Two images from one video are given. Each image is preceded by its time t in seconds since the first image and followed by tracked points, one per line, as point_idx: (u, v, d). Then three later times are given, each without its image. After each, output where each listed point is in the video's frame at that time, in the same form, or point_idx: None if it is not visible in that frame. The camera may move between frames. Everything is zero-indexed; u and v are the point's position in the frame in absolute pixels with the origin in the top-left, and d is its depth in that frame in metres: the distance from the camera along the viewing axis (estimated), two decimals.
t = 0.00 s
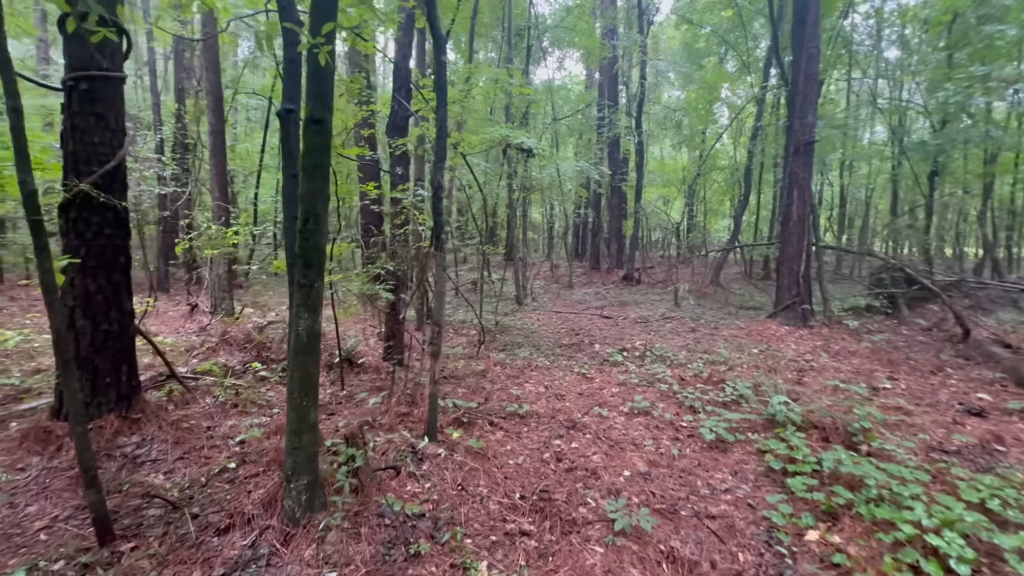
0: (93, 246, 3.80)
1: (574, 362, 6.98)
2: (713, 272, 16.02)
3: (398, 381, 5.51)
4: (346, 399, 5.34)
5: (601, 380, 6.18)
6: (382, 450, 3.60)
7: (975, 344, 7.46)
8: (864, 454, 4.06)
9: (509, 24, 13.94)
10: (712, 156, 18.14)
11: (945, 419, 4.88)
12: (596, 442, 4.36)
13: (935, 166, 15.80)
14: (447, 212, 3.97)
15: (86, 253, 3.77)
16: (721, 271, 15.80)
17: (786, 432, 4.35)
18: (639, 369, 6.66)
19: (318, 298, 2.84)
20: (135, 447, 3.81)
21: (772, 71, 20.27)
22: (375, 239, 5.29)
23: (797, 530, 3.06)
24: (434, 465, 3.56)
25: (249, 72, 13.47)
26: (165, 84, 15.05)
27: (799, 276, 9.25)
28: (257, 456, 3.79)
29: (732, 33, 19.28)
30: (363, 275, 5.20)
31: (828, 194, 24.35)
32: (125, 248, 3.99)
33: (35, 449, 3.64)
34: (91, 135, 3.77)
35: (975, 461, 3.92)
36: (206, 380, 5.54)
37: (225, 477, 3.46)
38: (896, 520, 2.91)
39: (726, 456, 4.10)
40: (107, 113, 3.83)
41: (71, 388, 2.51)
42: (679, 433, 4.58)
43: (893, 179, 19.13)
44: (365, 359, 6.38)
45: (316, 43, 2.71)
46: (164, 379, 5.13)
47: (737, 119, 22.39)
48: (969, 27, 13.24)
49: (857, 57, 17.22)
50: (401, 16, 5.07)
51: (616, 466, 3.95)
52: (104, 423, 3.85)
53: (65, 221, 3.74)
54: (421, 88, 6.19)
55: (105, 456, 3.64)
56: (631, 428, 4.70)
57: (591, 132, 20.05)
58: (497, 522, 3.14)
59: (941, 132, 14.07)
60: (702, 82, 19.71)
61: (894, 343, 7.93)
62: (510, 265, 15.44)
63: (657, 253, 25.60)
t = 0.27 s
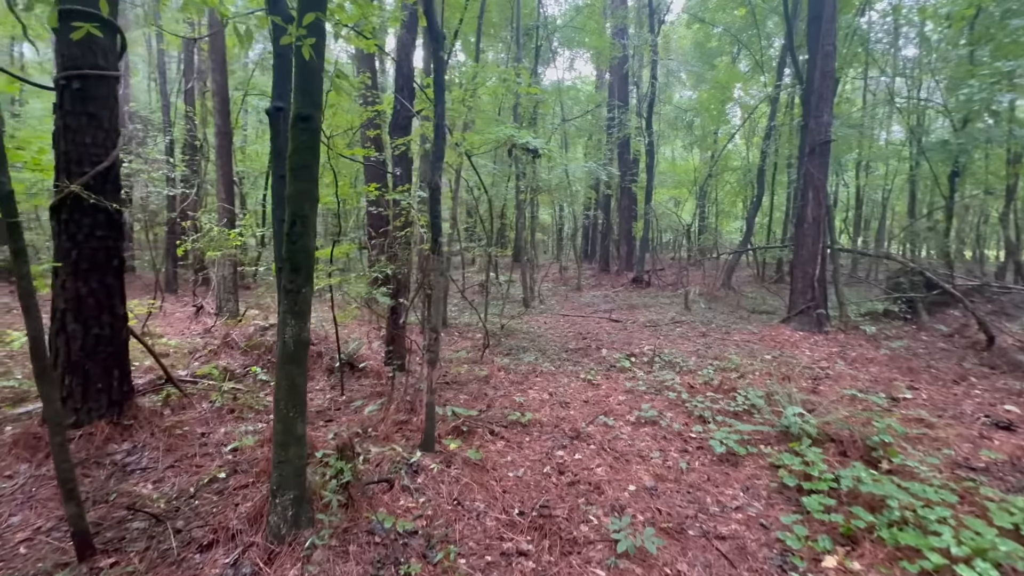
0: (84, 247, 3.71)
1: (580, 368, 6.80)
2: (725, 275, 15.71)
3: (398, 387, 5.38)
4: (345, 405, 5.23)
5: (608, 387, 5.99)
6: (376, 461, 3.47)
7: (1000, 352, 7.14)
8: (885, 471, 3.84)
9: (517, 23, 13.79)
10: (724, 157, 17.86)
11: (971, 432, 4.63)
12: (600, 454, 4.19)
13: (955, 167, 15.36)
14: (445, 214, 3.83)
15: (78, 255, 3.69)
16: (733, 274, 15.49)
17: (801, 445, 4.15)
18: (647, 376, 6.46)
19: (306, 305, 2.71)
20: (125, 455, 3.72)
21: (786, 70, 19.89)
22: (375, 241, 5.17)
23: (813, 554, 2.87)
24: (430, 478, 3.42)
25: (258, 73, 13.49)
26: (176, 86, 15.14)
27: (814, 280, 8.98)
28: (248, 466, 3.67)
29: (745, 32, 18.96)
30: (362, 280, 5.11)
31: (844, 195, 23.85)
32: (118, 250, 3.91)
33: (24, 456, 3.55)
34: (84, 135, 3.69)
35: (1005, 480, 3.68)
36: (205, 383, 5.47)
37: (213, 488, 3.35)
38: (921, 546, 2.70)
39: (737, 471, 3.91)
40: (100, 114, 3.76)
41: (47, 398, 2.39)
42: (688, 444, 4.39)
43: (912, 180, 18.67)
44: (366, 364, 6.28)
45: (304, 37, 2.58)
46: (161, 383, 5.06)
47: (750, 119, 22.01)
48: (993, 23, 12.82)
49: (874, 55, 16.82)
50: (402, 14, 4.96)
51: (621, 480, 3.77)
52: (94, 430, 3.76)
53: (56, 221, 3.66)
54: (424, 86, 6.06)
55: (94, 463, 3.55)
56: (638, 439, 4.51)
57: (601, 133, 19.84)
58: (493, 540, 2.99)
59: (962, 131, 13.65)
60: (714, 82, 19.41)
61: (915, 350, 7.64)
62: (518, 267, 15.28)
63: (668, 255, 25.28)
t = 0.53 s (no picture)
0: (72, 247, 3.63)
1: (582, 372, 6.67)
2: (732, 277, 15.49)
3: (395, 391, 5.28)
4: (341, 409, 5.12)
5: (610, 392, 5.85)
6: (367, 471, 3.35)
7: (1017, 359, 6.93)
8: (898, 484, 3.68)
9: (522, 22, 13.67)
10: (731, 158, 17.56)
11: (988, 443, 4.45)
12: (601, 463, 4.05)
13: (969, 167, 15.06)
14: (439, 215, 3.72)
15: (65, 256, 3.61)
16: (741, 275, 15.28)
17: (810, 456, 3.99)
18: (651, 380, 6.31)
19: (290, 310, 2.60)
20: (112, 460, 3.63)
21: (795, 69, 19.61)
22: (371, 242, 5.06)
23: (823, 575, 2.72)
24: (422, 489, 3.30)
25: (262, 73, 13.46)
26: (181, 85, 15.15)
27: (823, 283, 8.77)
28: (237, 473, 3.57)
29: (753, 31, 18.72)
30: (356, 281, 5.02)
31: (854, 196, 23.52)
32: (107, 250, 3.83)
33: (9, 460, 3.47)
34: (72, 133, 3.61)
35: None
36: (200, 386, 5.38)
37: (199, 497, 3.25)
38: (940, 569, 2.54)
39: (743, 483, 3.76)
40: (89, 112, 3.68)
41: (21, 404, 2.29)
42: (692, 453, 4.25)
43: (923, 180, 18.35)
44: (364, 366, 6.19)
45: (287, 30, 2.47)
46: (155, 386, 4.97)
47: (758, 119, 21.75)
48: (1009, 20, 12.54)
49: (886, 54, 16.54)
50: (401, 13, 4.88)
51: (621, 492, 3.63)
52: (81, 434, 3.67)
53: (43, 221, 3.58)
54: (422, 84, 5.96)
55: (80, 469, 3.46)
56: (640, 448, 4.37)
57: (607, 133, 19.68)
58: (487, 556, 2.86)
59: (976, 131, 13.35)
60: (722, 81, 19.17)
61: (927, 356, 7.43)
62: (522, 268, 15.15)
63: (674, 256, 25.05)
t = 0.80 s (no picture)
0: (58, 245, 3.56)
1: (581, 373, 6.58)
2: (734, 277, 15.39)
3: (390, 392, 5.20)
4: (334, 410, 5.05)
5: (608, 394, 5.77)
6: (356, 476, 3.27)
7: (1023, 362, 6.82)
8: (903, 491, 3.59)
9: (523, 21, 13.59)
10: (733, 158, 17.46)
11: (995, 449, 4.35)
12: (597, 468, 3.97)
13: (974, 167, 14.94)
14: (432, 213, 3.64)
15: (50, 253, 3.53)
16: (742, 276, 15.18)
17: (812, 462, 3.90)
18: (650, 382, 6.22)
19: (274, 311, 2.52)
20: (98, 463, 3.56)
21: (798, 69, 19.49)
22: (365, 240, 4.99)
23: None
24: (412, 494, 3.22)
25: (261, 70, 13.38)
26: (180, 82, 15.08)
27: (825, 284, 8.66)
28: (224, 477, 3.50)
29: (756, 30, 18.60)
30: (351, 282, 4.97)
31: (856, 196, 23.39)
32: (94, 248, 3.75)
33: None
34: (58, 128, 3.54)
35: None
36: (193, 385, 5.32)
37: (184, 502, 3.17)
38: None
39: (743, 488, 3.67)
40: (75, 106, 3.60)
41: None
42: (690, 458, 4.16)
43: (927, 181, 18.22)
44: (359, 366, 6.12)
45: (271, 21, 2.38)
46: (146, 386, 4.90)
47: (761, 119, 21.63)
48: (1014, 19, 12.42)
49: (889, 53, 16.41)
50: (397, 8, 4.81)
51: (618, 497, 3.55)
52: (67, 436, 3.60)
53: (28, 218, 3.50)
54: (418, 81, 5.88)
55: (64, 471, 3.38)
56: (638, 451, 4.28)
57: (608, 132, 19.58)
58: (477, 564, 2.77)
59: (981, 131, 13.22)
60: (724, 81, 19.06)
61: (931, 358, 7.34)
62: (523, 268, 15.07)
63: (676, 257, 24.94)
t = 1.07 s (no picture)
0: (47, 242, 3.51)
1: (577, 372, 6.55)
2: (732, 276, 15.36)
3: (384, 391, 5.16)
4: (329, 409, 5.02)
5: (605, 394, 5.74)
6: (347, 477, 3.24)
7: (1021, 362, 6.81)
8: (900, 492, 3.56)
9: (521, 18, 13.54)
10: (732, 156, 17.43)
11: (993, 449, 4.33)
12: (592, 468, 3.94)
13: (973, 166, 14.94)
14: (426, 211, 3.59)
15: (38, 249, 3.49)
16: (741, 275, 15.14)
17: (808, 464, 3.86)
18: (647, 381, 6.19)
19: (264, 310, 2.48)
20: (88, 462, 3.52)
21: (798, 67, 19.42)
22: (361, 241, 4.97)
23: None
24: (405, 494, 3.19)
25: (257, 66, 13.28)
26: (177, 78, 14.97)
27: (823, 283, 8.63)
28: (215, 477, 3.45)
29: (756, 28, 18.55)
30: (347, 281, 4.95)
31: (856, 196, 23.35)
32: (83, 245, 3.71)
33: None
34: (47, 124, 3.49)
35: None
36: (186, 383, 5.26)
37: (173, 503, 3.13)
38: None
39: (739, 489, 3.64)
40: (64, 101, 3.55)
41: None
42: (686, 458, 4.13)
43: (926, 180, 18.21)
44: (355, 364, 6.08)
45: (261, 14, 2.34)
46: (139, 384, 4.86)
47: (760, 117, 21.58)
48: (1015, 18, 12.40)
49: (891, 51, 16.37)
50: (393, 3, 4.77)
51: (613, 498, 3.51)
52: (56, 435, 3.56)
53: (16, 213, 3.45)
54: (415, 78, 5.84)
55: (53, 470, 3.35)
56: (633, 452, 4.26)
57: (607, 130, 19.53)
58: (470, 565, 2.74)
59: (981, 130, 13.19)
60: (723, 79, 19.00)
61: (928, 358, 7.32)
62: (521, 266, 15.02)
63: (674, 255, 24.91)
